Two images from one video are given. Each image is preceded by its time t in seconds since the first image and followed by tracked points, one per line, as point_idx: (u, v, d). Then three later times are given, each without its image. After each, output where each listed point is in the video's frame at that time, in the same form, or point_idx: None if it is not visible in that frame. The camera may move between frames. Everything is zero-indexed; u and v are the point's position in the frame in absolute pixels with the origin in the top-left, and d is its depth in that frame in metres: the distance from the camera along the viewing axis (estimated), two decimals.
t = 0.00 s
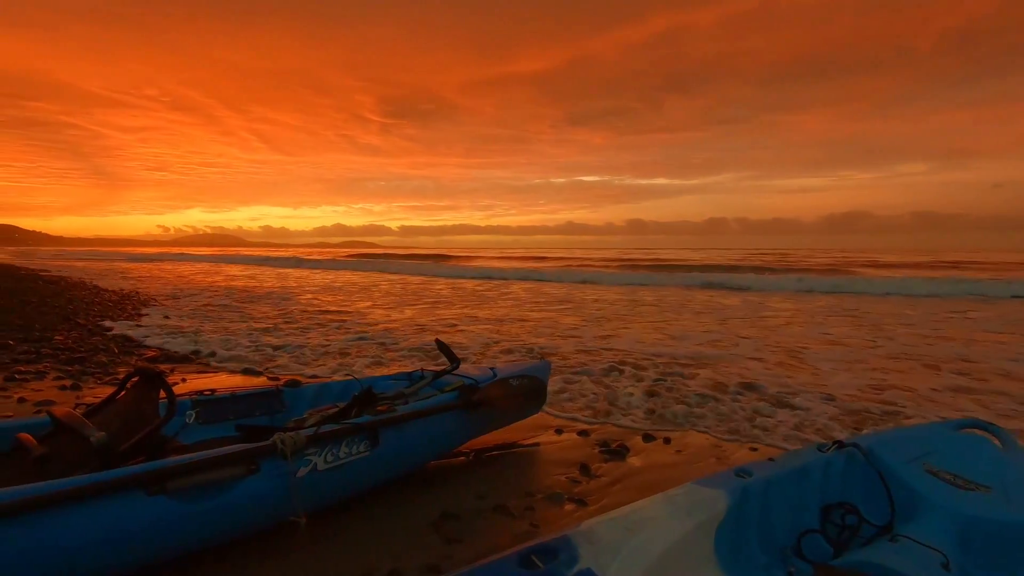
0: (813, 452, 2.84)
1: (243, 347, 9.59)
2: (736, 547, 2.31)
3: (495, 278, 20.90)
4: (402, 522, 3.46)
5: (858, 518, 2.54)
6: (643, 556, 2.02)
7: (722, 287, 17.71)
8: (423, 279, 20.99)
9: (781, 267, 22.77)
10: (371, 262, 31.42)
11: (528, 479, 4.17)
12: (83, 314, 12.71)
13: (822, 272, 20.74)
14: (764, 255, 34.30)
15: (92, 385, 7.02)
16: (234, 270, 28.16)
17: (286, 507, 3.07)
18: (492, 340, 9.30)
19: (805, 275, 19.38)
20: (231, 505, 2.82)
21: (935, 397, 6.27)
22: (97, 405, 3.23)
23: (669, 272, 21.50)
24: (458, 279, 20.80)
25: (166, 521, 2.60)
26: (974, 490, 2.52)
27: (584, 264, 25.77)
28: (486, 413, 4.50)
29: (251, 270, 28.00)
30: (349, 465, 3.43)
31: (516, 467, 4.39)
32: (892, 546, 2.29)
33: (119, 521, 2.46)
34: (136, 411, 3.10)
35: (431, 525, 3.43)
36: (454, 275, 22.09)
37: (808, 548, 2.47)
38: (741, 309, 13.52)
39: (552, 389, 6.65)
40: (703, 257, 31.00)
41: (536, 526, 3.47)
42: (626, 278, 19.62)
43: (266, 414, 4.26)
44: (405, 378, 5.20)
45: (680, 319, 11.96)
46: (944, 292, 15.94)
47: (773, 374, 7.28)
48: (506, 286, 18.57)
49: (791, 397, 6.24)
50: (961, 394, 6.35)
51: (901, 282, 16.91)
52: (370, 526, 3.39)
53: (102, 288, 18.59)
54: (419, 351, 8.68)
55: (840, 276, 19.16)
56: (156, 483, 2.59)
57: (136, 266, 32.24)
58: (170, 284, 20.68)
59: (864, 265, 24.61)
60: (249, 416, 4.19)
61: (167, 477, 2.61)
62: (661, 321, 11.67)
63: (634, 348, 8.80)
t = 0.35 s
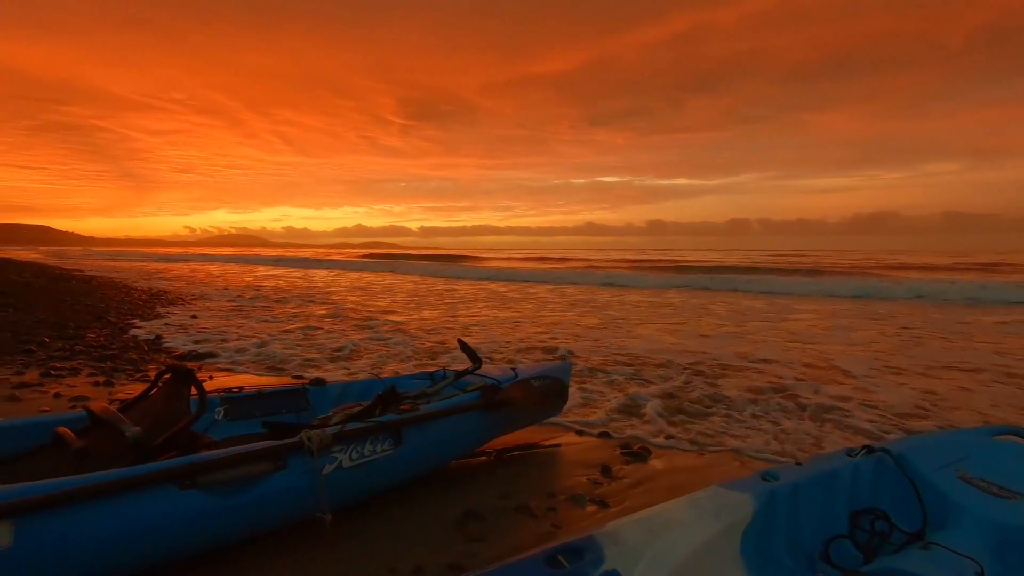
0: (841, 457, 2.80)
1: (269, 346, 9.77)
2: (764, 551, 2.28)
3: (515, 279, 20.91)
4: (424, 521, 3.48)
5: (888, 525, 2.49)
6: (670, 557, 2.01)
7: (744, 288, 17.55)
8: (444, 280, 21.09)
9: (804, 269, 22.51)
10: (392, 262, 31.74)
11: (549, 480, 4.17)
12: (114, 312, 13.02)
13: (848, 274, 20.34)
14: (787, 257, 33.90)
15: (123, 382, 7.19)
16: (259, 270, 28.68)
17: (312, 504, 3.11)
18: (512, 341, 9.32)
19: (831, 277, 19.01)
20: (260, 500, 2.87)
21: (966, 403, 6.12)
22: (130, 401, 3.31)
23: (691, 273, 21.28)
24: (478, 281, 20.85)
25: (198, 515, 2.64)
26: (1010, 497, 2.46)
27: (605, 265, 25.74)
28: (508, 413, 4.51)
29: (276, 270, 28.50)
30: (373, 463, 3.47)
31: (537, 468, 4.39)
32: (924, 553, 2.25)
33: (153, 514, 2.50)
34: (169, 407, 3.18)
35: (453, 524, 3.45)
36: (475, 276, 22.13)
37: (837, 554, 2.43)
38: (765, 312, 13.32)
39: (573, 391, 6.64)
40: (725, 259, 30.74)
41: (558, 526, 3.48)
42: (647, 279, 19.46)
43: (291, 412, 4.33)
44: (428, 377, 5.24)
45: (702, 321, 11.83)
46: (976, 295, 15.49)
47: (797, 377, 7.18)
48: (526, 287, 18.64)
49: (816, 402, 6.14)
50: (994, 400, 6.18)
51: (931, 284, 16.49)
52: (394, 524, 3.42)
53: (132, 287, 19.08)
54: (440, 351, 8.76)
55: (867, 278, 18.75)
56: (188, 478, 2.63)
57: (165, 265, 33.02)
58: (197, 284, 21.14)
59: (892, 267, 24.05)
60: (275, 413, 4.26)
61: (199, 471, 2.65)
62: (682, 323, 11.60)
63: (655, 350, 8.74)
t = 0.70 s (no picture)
0: (868, 463, 2.76)
1: (290, 346, 9.92)
2: (791, 557, 2.26)
3: (533, 280, 20.89)
4: (446, 520, 3.51)
5: (917, 532, 2.45)
6: (698, 560, 2.01)
7: (764, 290, 17.38)
8: (462, 282, 21.16)
9: (825, 271, 22.21)
10: (410, 263, 31.98)
11: (570, 482, 4.17)
12: (139, 311, 13.26)
13: (872, 277, 19.98)
14: (808, 259, 33.51)
15: (148, 380, 7.33)
16: (280, 270, 29.08)
17: (336, 502, 3.14)
18: (530, 342, 9.33)
19: (854, 281, 18.69)
20: (286, 497, 2.91)
21: (995, 410, 5.98)
22: (160, 399, 3.39)
23: (711, 276, 21.06)
24: (496, 283, 20.88)
25: (227, 510, 2.69)
26: None
27: (622, 267, 25.68)
28: (528, 414, 4.52)
29: (297, 270, 28.90)
30: (395, 463, 3.50)
31: (556, 470, 4.39)
32: (956, 561, 2.21)
33: (183, 510, 2.55)
34: (198, 405, 3.25)
35: (474, 524, 3.47)
36: (492, 278, 22.18)
37: (866, 561, 2.40)
38: (786, 316, 13.15)
39: (591, 393, 6.63)
40: (744, 261, 30.50)
41: (580, 528, 3.48)
42: (665, 282, 19.32)
43: (314, 410, 4.39)
44: (448, 378, 5.27)
45: (722, 324, 11.73)
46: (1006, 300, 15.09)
47: (820, 382, 7.07)
48: (543, 289, 18.65)
49: (839, 407, 6.05)
50: None
51: (957, 288, 16.13)
52: (416, 523, 3.45)
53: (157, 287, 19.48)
54: (458, 352, 8.80)
55: (891, 282, 18.41)
56: (218, 474, 2.67)
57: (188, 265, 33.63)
58: (220, 284, 21.51)
59: (918, 271, 23.54)
60: (299, 412, 4.32)
61: (228, 468, 2.70)
62: (701, 326, 11.51)
63: (673, 354, 8.68)
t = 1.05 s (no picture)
0: (896, 469, 2.72)
1: (310, 346, 10.05)
2: (818, 564, 2.24)
3: (550, 283, 20.89)
4: (467, 522, 3.52)
5: (947, 541, 2.40)
6: (725, 565, 2.01)
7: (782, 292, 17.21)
8: (479, 284, 21.22)
9: (848, 275, 21.87)
10: (427, 265, 32.17)
11: (589, 485, 4.16)
12: (163, 311, 13.50)
13: (895, 281, 19.63)
14: (828, 262, 33.10)
15: (172, 379, 7.47)
16: (299, 271, 29.42)
17: (359, 502, 3.17)
18: (548, 345, 9.33)
19: (877, 285, 18.37)
20: (311, 496, 2.94)
21: None
22: (187, 398, 3.45)
23: (730, 279, 20.88)
24: (513, 285, 20.91)
25: (253, 508, 2.72)
26: None
27: (639, 269, 25.59)
28: (548, 416, 4.52)
29: (316, 272, 29.23)
30: (417, 463, 3.52)
31: (576, 473, 4.38)
32: (989, 572, 2.17)
33: (212, 507, 2.60)
34: (225, 404, 3.31)
35: (495, 526, 3.48)
36: (509, 280, 22.21)
37: (894, 569, 2.37)
38: (806, 320, 13.00)
39: (610, 396, 6.62)
40: (764, 264, 30.24)
41: (600, 532, 3.47)
42: (684, 284, 19.18)
43: (336, 411, 4.44)
44: (468, 380, 5.30)
45: (741, 328, 11.63)
46: None
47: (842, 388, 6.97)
48: (559, 291, 18.66)
49: (862, 413, 5.96)
50: None
51: (985, 292, 15.78)
52: (437, 524, 3.46)
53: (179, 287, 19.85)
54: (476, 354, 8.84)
55: (915, 286, 18.07)
56: (245, 473, 2.72)
57: (209, 265, 34.19)
58: (241, 285, 21.84)
59: (943, 274, 23.07)
60: (321, 412, 4.37)
61: (255, 467, 2.74)
62: (720, 330, 11.41)
63: (692, 357, 8.62)
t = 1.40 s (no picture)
0: (924, 475, 2.67)
1: (328, 346, 10.15)
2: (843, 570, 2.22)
3: (566, 284, 20.88)
4: (487, 522, 3.53)
5: (976, 549, 2.37)
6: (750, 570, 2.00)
7: (800, 293, 17.05)
8: (494, 286, 21.28)
9: (867, 277, 21.57)
10: (443, 266, 32.31)
11: (607, 487, 4.15)
12: (184, 312, 13.74)
13: (917, 284, 19.30)
14: (847, 264, 32.73)
15: (194, 378, 7.60)
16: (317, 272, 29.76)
17: (380, 501, 3.20)
18: (563, 347, 9.32)
19: (898, 288, 18.09)
20: (333, 495, 2.97)
21: None
22: (212, 397, 3.51)
23: (747, 281, 20.69)
24: (527, 287, 20.94)
25: (278, 506, 2.76)
26: None
27: (655, 271, 25.47)
28: (566, 419, 4.52)
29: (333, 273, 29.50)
30: (437, 464, 3.55)
31: (594, 475, 4.37)
32: None
33: (237, 505, 2.64)
34: (248, 403, 3.35)
35: (513, 527, 3.48)
36: (524, 281, 22.24)
37: None
38: (825, 323, 12.85)
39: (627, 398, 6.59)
40: (781, 266, 29.96)
41: (619, 534, 3.46)
42: (699, 287, 19.08)
43: (356, 410, 4.48)
44: (486, 381, 5.31)
45: (757, 331, 11.54)
46: None
47: (863, 391, 6.88)
48: (574, 294, 18.65)
49: (883, 417, 5.88)
50: None
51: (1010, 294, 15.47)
52: (456, 525, 3.48)
53: (199, 287, 20.16)
54: (492, 355, 8.87)
55: (937, 289, 17.75)
56: (270, 471, 2.75)
57: (228, 267, 34.65)
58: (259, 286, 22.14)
59: (966, 277, 22.65)
60: (341, 412, 4.41)
61: (279, 466, 2.77)
62: (737, 332, 11.32)
63: (709, 360, 8.57)
